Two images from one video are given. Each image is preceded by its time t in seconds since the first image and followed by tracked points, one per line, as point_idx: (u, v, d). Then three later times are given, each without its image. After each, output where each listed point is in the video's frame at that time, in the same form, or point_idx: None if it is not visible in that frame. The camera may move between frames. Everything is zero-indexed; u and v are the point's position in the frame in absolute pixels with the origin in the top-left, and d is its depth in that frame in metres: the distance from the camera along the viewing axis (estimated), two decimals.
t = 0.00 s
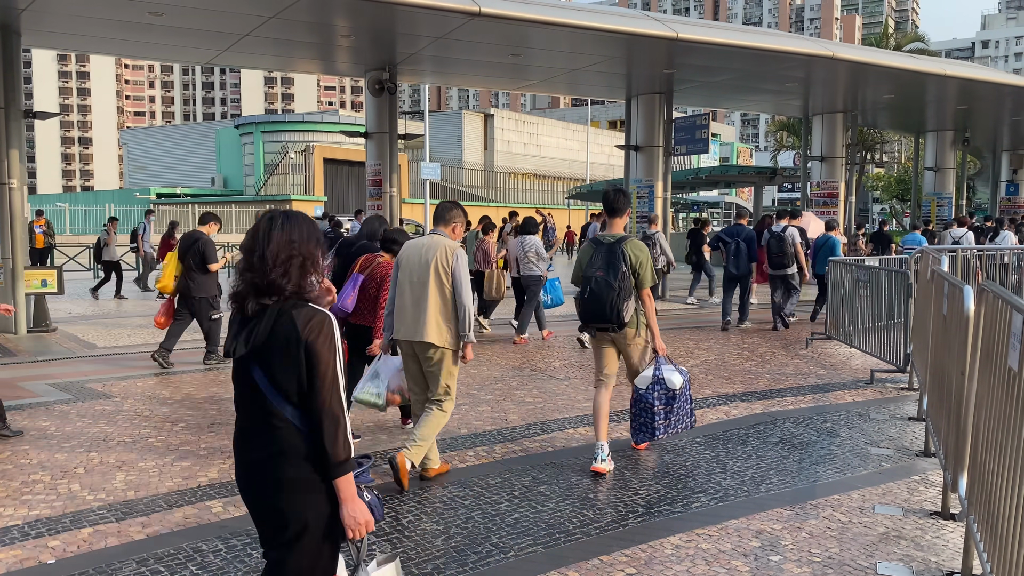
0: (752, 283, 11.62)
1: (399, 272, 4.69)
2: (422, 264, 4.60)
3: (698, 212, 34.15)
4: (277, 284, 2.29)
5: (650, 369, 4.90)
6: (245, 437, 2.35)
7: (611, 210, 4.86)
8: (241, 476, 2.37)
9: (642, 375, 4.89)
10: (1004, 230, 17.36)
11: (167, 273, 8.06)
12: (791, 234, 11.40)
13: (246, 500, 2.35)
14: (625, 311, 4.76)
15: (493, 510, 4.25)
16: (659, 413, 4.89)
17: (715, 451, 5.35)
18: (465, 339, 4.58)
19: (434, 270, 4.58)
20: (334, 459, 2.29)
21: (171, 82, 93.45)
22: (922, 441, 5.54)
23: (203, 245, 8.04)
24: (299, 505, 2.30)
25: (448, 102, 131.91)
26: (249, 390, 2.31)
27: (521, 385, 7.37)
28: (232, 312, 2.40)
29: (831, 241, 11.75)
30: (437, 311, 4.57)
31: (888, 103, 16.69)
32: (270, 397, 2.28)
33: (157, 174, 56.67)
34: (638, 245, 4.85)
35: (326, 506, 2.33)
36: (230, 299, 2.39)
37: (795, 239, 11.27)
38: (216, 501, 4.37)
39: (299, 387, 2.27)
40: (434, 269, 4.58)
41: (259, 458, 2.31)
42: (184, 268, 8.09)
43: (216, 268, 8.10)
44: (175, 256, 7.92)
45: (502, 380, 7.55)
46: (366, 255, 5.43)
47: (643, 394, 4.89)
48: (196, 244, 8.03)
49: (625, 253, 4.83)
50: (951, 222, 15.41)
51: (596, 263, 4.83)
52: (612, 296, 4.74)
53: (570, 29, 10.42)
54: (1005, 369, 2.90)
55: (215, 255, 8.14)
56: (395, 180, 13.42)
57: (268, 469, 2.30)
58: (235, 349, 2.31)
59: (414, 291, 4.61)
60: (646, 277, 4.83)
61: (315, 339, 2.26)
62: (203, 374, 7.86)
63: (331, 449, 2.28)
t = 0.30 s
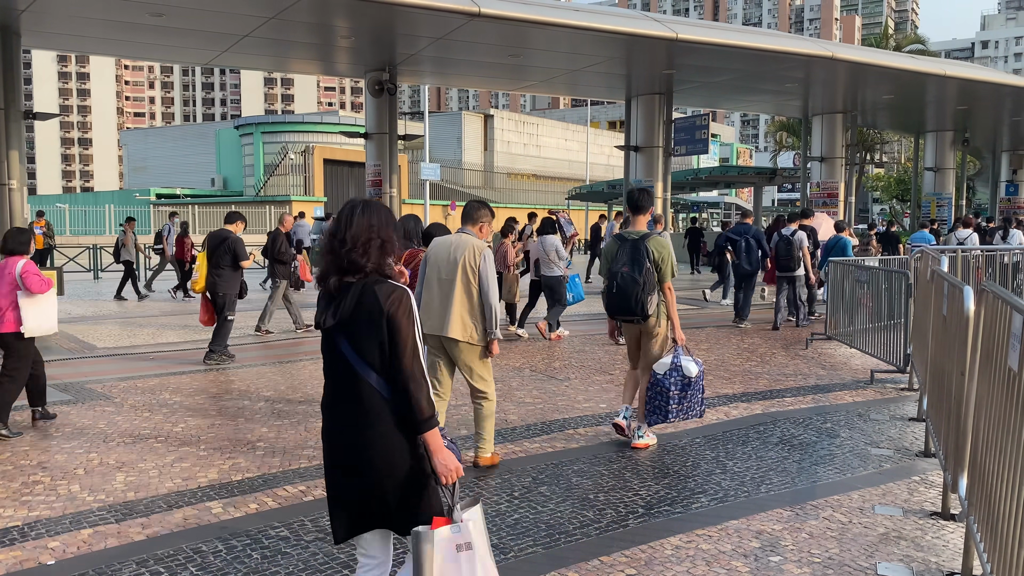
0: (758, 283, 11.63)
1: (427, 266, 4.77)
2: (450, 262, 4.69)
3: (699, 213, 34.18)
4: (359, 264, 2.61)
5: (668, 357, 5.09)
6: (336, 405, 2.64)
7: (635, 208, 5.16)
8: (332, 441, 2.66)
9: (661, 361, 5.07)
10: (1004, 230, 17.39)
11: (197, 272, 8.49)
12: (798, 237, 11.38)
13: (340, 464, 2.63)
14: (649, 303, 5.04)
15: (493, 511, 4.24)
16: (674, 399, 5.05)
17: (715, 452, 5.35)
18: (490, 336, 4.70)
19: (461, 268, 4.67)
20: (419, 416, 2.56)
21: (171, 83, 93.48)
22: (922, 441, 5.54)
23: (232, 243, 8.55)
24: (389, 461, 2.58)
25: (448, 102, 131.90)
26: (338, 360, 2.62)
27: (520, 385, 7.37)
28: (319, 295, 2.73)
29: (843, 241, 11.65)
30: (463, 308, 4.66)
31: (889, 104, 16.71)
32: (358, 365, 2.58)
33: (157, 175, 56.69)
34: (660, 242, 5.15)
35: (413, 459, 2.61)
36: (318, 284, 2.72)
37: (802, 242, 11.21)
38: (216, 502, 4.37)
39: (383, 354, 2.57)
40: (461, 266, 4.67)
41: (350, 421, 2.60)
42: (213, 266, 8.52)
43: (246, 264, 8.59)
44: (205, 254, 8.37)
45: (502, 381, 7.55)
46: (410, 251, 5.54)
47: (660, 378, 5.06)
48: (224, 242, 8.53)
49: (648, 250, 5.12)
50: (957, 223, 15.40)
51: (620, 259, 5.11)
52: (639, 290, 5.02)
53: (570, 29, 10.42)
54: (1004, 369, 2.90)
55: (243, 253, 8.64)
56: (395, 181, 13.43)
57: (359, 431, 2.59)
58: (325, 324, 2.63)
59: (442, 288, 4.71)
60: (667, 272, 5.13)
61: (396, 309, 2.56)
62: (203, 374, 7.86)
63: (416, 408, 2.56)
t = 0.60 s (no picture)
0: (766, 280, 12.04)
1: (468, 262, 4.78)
2: (484, 266, 4.66)
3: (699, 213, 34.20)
4: (441, 268, 2.77)
5: (693, 354, 5.59)
6: (413, 400, 2.80)
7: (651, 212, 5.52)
8: (408, 432, 2.81)
9: (687, 358, 5.57)
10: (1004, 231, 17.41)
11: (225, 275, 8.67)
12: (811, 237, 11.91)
13: (414, 457, 2.78)
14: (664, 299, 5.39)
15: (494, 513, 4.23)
16: (704, 388, 5.55)
17: (715, 453, 5.34)
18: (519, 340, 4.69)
19: (495, 274, 4.63)
20: (493, 412, 2.72)
21: (171, 84, 93.54)
22: (922, 442, 5.54)
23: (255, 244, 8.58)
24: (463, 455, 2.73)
25: (447, 102, 132.09)
26: (417, 358, 2.78)
27: (520, 386, 7.36)
28: (399, 296, 2.89)
29: (853, 240, 11.67)
30: (497, 311, 4.67)
31: (889, 104, 16.72)
32: (437, 362, 2.74)
33: (157, 177, 56.72)
34: (677, 245, 5.52)
35: (484, 453, 2.77)
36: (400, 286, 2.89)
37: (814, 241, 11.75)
38: (216, 503, 4.37)
39: (461, 354, 2.73)
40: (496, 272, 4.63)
41: (427, 416, 2.75)
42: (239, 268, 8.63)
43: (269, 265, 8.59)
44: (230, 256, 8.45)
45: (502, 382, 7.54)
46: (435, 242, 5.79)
47: (691, 373, 5.56)
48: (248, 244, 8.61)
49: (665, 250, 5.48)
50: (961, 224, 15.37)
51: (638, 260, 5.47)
52: (652, 288, 5.35)
53: (570, 31, 10.44)
54: (1005, 370, 2.90)
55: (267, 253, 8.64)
56: (395, 182, 13.37)
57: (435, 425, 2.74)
58: (407, 323, 2.80)
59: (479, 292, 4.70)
60: (683, 273, 5.53)
61: (475, 313, 2.72)
62: (202, 375, 7.85)
63: (490, 405, 2.73)
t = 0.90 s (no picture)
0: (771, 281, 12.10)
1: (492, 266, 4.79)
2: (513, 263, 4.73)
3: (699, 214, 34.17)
4: (511, 260, 3.00)
5: (707, 339, 6.00)
6: (480, 379, 3.07)
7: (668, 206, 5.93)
8: (475, 408, 3.09)
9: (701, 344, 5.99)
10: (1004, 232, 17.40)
11: (247, 272, 8.77)
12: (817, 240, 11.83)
13: (481, 431, 3.05)
14: (681, 286, 5.89)
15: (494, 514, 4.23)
16: (716, 374, 5.96)
17: (714, 454, 5.34)
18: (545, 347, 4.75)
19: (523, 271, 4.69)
20: (553, 393, 3.00)
21: (171, 85, 93.56)
22: (922, 443, 5.54)
23: (276, 244, 8.69)
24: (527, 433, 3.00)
25: (448, 104, 131.99)
26: (486, 341, 3.03)
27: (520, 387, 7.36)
28: (467, 283, 3.12)
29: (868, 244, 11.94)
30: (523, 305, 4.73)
31: (888, 105, 16.73)
32: (505, 346, 2.99)
33: (157, 178, 56.72)
34: (692, 236, 6.00)
35: (543, 430, 3.04)
36: (469, 273, 3.12)
37: (819, 244, 11.70)
38: (216, 504, 4.38)
39: (527, 340, 2.97)
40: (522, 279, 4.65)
41: (494, 395, 3.02)
42: (260, 268, 8.76)
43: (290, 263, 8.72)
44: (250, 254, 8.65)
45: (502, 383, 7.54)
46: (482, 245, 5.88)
47: (702, 358, 5.98)
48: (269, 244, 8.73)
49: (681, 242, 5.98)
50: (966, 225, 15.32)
51: (656, 250, 5.99)
52: (670, 277, 5.87)
53: (570, 32, 10.44)
54: (1004, 370, 2.90)
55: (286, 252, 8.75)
56: (396, 183, 13.26)
57: (502, 404, 3.00)
58: (477, 309, 3.04)
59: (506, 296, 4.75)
60: (699, 263, 5.98)
61: (541, 302, 2.96)
62: (202, 377, 7.85)
63: (552, 385, 2.99)
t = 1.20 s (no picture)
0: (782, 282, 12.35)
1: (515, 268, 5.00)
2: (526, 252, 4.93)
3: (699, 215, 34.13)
4: (545, 268, 3.19)
5: (721, 335, 6.34)
6: (522, 381, 3.23)
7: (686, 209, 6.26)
8: (519, 410, 3.24)
9: (715, 340, 6.33)
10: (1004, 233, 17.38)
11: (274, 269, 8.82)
12: (821, 237, 12.44)
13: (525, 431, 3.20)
14: (701, 284, 6.25)
15: (493, 515, 4.24)
16: (731, 368, 6.34)
17: (715, 455, 5.35)
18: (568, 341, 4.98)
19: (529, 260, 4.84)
20: (592, 391, 3.14)
21: (172, 86, 93.62)
22: (922, 445, 5.54)
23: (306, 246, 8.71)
24: (569, 430, 3.13)
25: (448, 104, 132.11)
26: (527, 345, 3.20)
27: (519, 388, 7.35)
28: (506, 292, 3.31)
29: (879, 243, 11.97)
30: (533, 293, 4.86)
31: (888, 106, 16.74)
32: (545, 348, 3.16)
33: (157, 179, 56.76)
34: (708, 237, 6.34)
35: (585, 427, 3.17)
36: (507, 283, 3.31)
37: (825, 241, 12.19)
38: (217, 505, 4.38)
39: (565, 341, 3.14)
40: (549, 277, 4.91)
41: (536, 396, 3.17)
42: (288, 267, 8.80)
43: (316, 266, 8.73)
44: (280, 253, 8.67)
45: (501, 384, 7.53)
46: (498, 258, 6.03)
47: (717, 353, 6.34)
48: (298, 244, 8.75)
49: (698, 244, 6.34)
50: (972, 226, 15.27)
51: (675, 251, 6.34)
52: (690, 277, 6.23)
53: (571, 33, 10.45)
54: (1005, 371, 2.90)
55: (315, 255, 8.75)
56: (396, 183, 13.21)
57: (544, 404, 3.15)
58: (516, 316, 3.22)
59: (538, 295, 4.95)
60: (714, 262, 6.33)
61: (576, 305, 3.14)
62: (203, 377, 7.88)
63: (591, 383, 3.13)
